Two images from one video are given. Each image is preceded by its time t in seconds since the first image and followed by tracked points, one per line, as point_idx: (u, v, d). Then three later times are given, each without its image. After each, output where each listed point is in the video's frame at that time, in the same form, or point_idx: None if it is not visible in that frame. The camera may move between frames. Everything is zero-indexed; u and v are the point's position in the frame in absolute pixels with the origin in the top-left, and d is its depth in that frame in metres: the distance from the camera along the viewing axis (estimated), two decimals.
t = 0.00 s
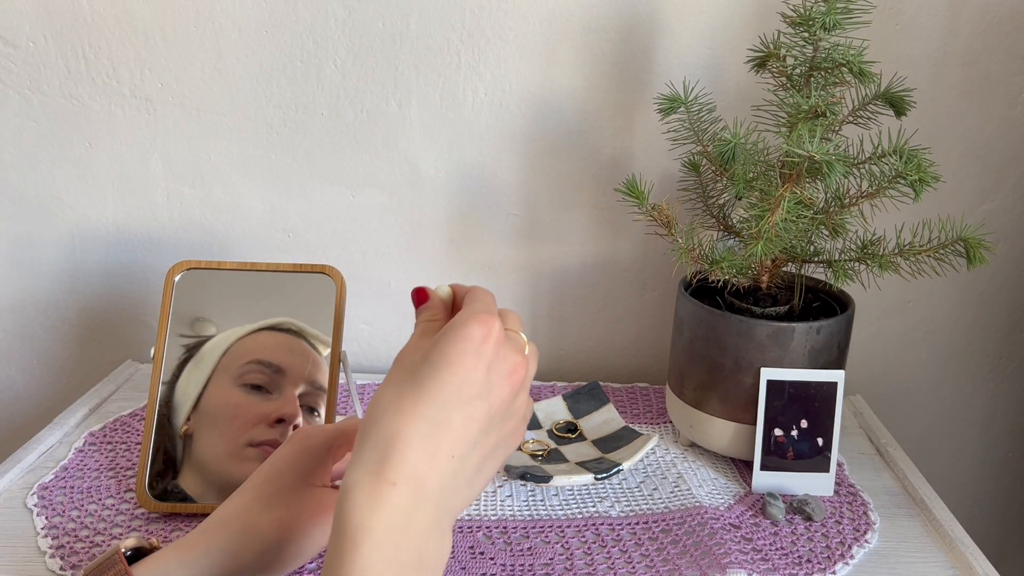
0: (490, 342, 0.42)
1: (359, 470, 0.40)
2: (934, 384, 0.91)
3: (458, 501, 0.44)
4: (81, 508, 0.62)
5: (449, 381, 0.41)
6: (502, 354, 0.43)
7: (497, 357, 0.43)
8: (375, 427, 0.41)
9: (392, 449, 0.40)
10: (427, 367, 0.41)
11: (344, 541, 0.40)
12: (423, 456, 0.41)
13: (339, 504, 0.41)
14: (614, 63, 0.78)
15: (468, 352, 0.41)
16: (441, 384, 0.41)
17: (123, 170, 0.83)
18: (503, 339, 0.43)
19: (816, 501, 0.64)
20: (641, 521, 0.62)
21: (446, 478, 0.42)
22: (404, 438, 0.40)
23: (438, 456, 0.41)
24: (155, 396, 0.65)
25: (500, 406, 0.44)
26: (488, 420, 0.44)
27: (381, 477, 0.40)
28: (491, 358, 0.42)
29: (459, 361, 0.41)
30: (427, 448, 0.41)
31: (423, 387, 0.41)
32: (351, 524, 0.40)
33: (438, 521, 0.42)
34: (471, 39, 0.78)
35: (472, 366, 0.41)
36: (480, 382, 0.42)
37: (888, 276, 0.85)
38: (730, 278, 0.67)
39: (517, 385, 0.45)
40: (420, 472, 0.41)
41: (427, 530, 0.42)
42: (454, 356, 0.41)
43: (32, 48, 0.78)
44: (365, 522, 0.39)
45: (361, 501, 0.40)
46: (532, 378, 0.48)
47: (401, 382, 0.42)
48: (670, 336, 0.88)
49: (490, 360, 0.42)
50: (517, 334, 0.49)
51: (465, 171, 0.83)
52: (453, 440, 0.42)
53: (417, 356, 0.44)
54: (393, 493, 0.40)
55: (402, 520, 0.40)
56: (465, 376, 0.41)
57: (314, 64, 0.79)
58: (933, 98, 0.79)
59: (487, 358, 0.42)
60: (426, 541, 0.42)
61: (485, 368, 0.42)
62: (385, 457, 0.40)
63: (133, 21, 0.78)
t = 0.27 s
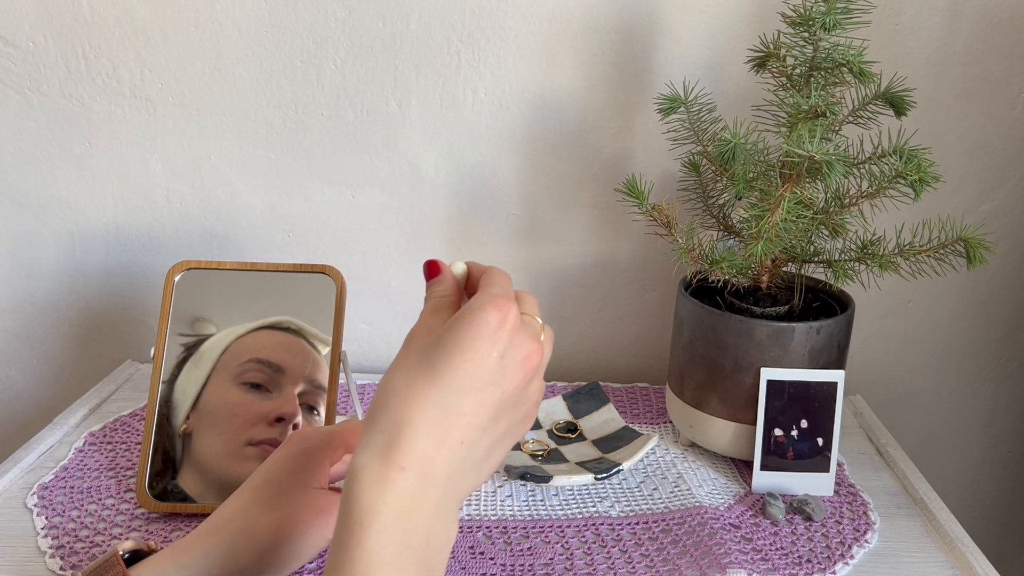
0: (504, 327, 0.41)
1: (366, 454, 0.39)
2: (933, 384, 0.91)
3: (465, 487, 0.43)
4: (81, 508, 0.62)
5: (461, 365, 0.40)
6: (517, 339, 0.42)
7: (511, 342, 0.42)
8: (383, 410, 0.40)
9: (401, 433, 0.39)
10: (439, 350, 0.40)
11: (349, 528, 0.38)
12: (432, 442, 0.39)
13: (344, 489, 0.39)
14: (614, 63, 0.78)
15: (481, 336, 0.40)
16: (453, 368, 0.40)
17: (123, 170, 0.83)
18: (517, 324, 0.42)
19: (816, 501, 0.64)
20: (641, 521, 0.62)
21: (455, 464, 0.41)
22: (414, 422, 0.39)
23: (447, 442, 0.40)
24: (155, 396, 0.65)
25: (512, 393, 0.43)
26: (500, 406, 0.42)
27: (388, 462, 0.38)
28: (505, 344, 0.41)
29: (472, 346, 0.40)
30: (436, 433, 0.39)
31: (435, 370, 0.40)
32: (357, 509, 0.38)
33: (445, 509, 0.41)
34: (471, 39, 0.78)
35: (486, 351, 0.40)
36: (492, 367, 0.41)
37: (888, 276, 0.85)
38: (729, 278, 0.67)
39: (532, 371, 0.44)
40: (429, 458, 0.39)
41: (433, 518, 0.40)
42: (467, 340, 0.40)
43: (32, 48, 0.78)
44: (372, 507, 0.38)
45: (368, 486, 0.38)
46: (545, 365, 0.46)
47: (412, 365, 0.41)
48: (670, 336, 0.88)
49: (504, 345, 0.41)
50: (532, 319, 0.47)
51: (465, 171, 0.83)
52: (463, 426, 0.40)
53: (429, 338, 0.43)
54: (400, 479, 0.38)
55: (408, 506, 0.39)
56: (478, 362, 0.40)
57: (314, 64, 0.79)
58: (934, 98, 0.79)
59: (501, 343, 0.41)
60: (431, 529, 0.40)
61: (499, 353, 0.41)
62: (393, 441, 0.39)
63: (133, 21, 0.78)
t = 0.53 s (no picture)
0: (516, 331, 0.41)
1: (374, 453, 0.39)
2: (934, 384, 0.91)
3: (472, 489, 0.43)
4: (81, 508, 0.62)
5: (472, 367, 0.40)
6: (529, 344, 0.42)
7: (523, 346, 0.42)
8: (392, 411, 0.39)
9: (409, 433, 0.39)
10: (450, 352, 0.40)
11: (356, 525, 0.38)
12: (440, 444, 0.39)
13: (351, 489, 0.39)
14: (614, 63, 0.78)
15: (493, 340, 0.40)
16: (464, 370, 0.39)
17: (123, 170, 0.83)
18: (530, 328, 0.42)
19: (816, 501, 0.64)
20: (641, 521, 0.62)
21: (462, 467, 0.41)
22: (423, 423, 0.39)
23: (455, 444, 0.40)
24: (155, 396, 0.65)
25: (521, 397, 0.43)
26: (509, 410, 0.42)
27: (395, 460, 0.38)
28: (516, 348, 0.41)
29: (484, 348, 0.40)
30: (444, 435, 0.39)
31: (446, 372, 0.40)
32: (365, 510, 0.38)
33: (452, 510, 0.41)
34: (471, 39, 0.78)
35: (496, 356, 0.40)
36: (503, 371, 0.41)
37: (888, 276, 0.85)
38: (729, 278, 0.67)
39: (542, 375, 0.43)
40: (437, 460, 0.39)
41: (439, 519, 0.40)
42: (479, 342, 0.40)
43: (32, 48, 0.78)
44: (379, 507, 0.38)
45: (376, 486, 0.38)
46: (556, 368, 0.46)
47: (423, 363, 0.41)
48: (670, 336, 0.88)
49: (515, 349, 0.41)
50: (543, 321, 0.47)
51: (465, 171, 0.83)
52: (471, 429, 0.40)
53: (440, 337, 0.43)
54: (408, 480, 0.38)
55: (415, 508, 0.39)
56: (488, 365, 0.40)
57: (314, 64, 0.79)
58: (934, 98, 0.79)
59: (512, 348, 0.41)
60: (436, 531, 0.40)
61: (510, 357, 0.41)
62: (402, 442, 0.39)
63: (133, 21, 0.78)
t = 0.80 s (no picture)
0: (525, 331, 0.41)
1: (380, 453, 0.38)
2: (933, 384, 0.91)
3: (477, 489, 0.43)
4: (81, 508, 0.62)
5: (481, 367, 0.40)
6: (539, 344, 0.42)
7: (533, 346, 0.42)
8: (400, 408, 0.39)
9: (416, 432, 0.38)
10: (459, 351, 0.40)
11: (362, 524, 0.38)
12: (447, 443, 0.39)
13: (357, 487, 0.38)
14: (614, 63, 0.78)
15: (503, 340, 0.40)
16: (473, 369, 0.40)
17: (123, 170, 0.83)
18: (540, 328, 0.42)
19: (816, 501, 0.64)
20: (641, 521, 0.62)
21: (468, 467, 0.40)
22: (431, 422, 0.39)
23: (462, 444, 0.40)
24: (155, 396, 0.65)
25: (530, 397, 0.43)
26: (517, 409, 0.42)
27: (402, 459, 0.38)
28: (526, 347, 0.41)
29: (494, 348, 0.40)
30: (451, 434, 0.39)
31: (455, 371, 0.40)
32: (371, 508, 0.37)
33: (457, 510, 0.41)
34: (471, 39, 0.78)
35: (505, 355, 0.40)
36: (512, 371, 0.41)
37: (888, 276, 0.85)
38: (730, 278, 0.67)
39: (551, 375, 0.43)
40: (444, 459, 0.39)
41: (445, 519, 0.40)
42: (488, 342, 0.40)
43: (32, 48, 0.78)
44: (385, 505, 0.37)
45: (383, 484, 0.38)
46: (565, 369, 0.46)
47: (431, 363, 0.41)
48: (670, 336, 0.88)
49: (525, 349, 0.41)
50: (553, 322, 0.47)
51: (465, 171, 0.83)
52: (479, 428, 0.40)
53: (448, 337, 0.43)
54: (415, 478, 0.38)
55: (421, 506, 0.38)
56: (498, 365, 0.40)
57: (314, 64, 0.79)
58: (934, 98, 0.79)
59: (522, 347, 0.41)
60: (443, 532, 0.40)
61: (520, 357, 0.41)
62: (409, 439, 0.38)
63: (133, 21, 0.78)
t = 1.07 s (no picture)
0: (526, 329, 0.41)
1: (380, 451, 0.38)
2: (934, 383, 0.91)
3: (478, 488, 0.42)
4: (81, 508, 0.62)
5: (483, 365, 0.40)
6: (540, 342, 0.42)
7: (534, 344, 0.42)
8: (401, 408, 0.39)
9: (416, 430, 0.38)
10: (461, 350, 0.40)
11: (363, 523, 0.37)
12: (448, 441, 0.39)
13: (358, 487, 0.38)
14: (614, 63, 0.78)
15: (504, 338, 0.41)
16: (475, 367, 0.40)
17: (123, 170, 0.83)
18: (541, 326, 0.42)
19: (816, 501, 0.64)
20: (641, 521, 0.62)
21: (469, 466, 0.40)
22: (432, 420, 0.39)
23: (463, 442, 0.40)
24: (155, 396, 0.65)
25: (532, 395, 0.43)
26: (518, 408, 0.42)
27: (402, 457, 0.38)
28: (527, 345, 0.41)
29: (495, 346, 0.40)
30: (452, 432, 0.39)
31: (456, 368, 0.40)
32: (372, 509, 0.37)
33: (458, 509, 0.41)
34: (471, 39, 0.78)
35: (506, 354, 0.40)
36: (513, 370, 0.41)
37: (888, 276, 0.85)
38: (730, 277, 0.67)
39: (553, 374, 0.43)
40: (445, 457, 0.39)
41: (446, 519, 0.40)
42: (489, 340, 0.40)
43: (32, 48, 0.78)
44: (386, 506, 0.37)
45: (384, 484, 0.37)
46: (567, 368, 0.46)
47: (433, 362, 0.41)
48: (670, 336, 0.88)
49: (526, 347, 0.41)
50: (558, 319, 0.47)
51: (465, 171, 0.83)
52: (480, 426, 0.40)
53: (451, 335, 0.43)
54: (416, 477, 0.38)
55: (422, 505, 0.38)
56: (499, 363, 0.40)
57: (314, 64, 0.79)
58: (934, 98, 0.79)
59: (523, 346, 0.41)
60: (444, 531, 0.39)
61: (521, 355, 0.41)
62: (411, 438, 0.38)
63: (133, 21, 0.78)
